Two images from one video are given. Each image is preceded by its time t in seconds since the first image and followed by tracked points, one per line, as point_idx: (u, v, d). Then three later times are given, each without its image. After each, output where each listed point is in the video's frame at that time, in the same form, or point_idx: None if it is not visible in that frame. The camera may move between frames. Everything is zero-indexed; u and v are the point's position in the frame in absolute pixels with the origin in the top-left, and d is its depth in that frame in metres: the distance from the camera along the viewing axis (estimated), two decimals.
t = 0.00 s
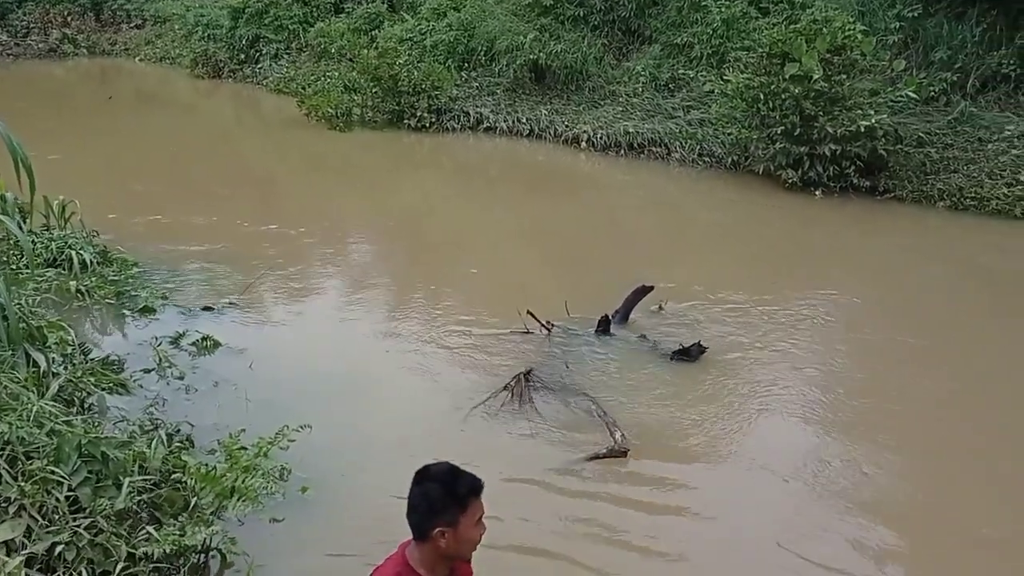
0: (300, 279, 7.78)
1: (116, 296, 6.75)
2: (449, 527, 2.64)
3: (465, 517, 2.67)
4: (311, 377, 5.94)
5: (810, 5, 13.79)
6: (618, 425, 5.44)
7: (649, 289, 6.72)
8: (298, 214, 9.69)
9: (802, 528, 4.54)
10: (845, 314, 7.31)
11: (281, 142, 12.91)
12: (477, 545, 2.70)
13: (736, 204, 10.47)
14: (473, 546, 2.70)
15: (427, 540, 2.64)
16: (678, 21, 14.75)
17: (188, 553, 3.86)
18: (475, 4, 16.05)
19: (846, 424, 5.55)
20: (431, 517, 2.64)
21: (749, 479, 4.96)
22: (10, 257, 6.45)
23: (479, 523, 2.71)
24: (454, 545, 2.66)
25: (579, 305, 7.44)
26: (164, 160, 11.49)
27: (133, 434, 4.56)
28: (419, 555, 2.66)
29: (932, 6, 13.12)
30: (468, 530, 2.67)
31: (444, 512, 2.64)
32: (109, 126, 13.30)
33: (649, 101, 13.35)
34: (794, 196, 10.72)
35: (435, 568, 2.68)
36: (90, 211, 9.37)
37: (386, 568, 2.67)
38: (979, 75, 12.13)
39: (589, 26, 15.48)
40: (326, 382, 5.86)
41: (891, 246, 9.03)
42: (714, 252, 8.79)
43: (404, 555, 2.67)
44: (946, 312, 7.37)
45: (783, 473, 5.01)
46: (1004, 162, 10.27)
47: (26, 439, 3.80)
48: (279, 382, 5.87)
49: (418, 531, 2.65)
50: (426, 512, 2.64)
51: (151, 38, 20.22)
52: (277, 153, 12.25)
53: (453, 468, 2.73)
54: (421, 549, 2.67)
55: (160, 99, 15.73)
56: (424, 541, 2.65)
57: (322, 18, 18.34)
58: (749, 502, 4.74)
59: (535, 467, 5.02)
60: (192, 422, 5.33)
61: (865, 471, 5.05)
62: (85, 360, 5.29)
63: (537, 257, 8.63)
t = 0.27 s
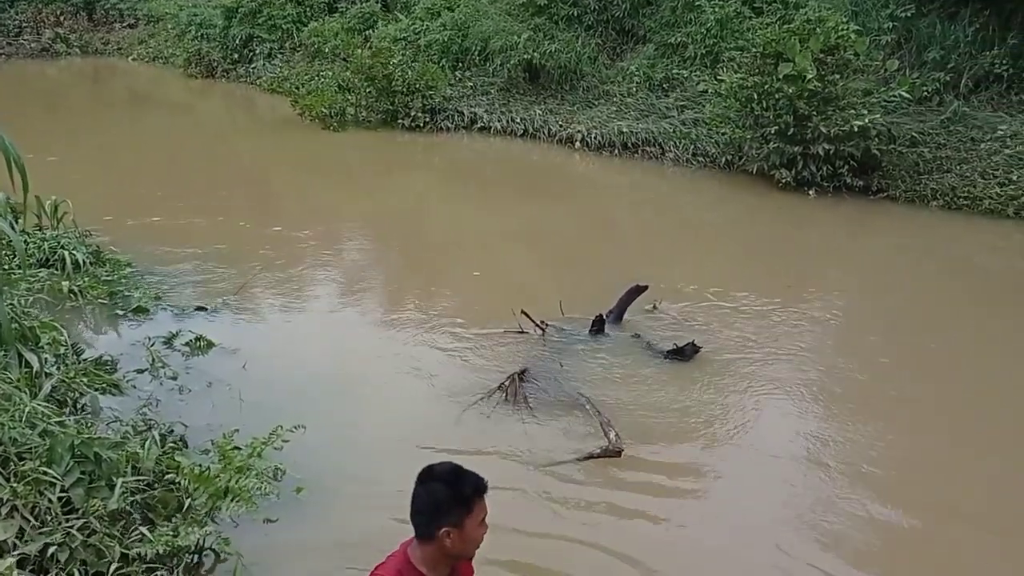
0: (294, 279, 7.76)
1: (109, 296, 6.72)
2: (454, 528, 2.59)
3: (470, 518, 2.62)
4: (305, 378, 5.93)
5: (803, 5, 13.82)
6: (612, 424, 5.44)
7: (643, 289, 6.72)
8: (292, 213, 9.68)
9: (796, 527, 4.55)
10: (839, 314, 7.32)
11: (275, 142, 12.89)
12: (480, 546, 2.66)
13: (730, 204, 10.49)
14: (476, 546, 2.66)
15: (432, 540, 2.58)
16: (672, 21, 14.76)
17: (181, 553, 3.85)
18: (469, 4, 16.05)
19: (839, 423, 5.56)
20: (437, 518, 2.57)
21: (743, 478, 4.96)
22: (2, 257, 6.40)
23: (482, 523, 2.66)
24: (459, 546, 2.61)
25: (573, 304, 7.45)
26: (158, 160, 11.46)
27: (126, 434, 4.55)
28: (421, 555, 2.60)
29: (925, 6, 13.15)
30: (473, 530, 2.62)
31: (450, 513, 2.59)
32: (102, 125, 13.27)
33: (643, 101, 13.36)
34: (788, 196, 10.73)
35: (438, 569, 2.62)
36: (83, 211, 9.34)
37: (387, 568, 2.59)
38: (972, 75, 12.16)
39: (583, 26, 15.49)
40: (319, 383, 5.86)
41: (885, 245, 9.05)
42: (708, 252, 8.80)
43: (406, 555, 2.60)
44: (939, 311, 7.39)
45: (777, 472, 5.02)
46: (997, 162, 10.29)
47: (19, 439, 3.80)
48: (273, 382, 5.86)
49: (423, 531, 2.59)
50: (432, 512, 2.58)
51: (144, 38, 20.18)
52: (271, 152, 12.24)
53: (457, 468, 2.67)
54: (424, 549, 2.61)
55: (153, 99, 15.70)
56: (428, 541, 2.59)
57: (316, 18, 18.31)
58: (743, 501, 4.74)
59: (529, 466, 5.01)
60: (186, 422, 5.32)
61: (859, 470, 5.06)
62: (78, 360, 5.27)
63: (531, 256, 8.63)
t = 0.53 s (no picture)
0: (287, 279, 7.75)
1: (100, 296, 6.69)
2: (452, 526, 2.59)
3: (469, 516, 2.62)
4: (297, 377, 5.92)
5: (795, 4, 13.84)
6: (605, 423, 5.45)
7: (635, 288, 6.73)
8: (284, 213, 9.66)
9: (788, 525, 4.56)
10: (831, 312, 7.35)
11: (267, 141, 12.86)
12: (479, 545, 2.65)
13: (722, 202, 10.51)
14: (475, 545, 2.65)
15: (431, 537, 2.58)
16: (664, 20, 14.78)
17: (173, 553, 3.83)
18: (461, 3, 16.05)
19: (832, 421, 5.57)
20: (436, 516, 2.58)
21: (735, 476, 4.97)
22: None
23: (481, 523, 2.66)
24: (458, 545, 2.61)
25: (566, 303, 7.46)
26: (150, 160, 11.43)
27: (118, 435, 4.53)
28: (419, 553, 2.60)
29: (916, 6, 13.20)
30: (472, 528, 2.62)
31: (450, 511, 2.59)
32: (94, 125, 13.22)
33: (635, 100, 13.38)
34: (780, 194, 10.76)
35: (437, 568, 2.61)
36: (74, 211, 9.31)
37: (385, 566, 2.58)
38: (963, 74, 12.20)
39: (575, 25, 15.50)
40: (311, 382, 5.85)
41: (877, 243, 9.07)
42: (700, 251, 8.82)
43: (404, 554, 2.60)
44: (930, 309, 7.42)
45: (769, 470, 5.03)
46: (987, 160, 10.33)
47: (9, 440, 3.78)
48: (265, 382, 5.85)
49: (422, 529, 2.59)
50: (431, 510, 2.59)
51: (135, 37, 20.11)
52: (263, 152, 12.21)
53: (457, 467, 2.68)
54: (422, 548, 2.60)
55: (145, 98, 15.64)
56: (427, 539, 2.59)
57: (308, 17, 18.27)
58: (736, 500, 4.76)
59: (522, 465, 5.02)
60: (178, 422, 5.30)
61: (852, 468, 5.08)
62: (69, 361, 5.25)
63: (523, 255, 8.63)
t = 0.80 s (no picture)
0: (277, 276, 7.73)
1: (88, 295, 6.65)
2: (444, 519, 2.54)
3: (461, 511, 2.58)
4: (287, 375, 5.90)
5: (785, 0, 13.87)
6: (597, 419, 5.46)
7: (627, 283, 6.74)
8: (274, 210, 9.63)
9: (779, 520, 4.58)
10: (822, 308, 7.37)
11: (257, 138, 12.82)
12: (474, 540, 2.59)
13: (713, 199, 10.52)
14: (469, 542, 2.59)
15: (421, 530, 2.54)
16: (654, 17, 14.80)
17: (164, 552, 3.82)
18: None
19: (822, 417, 5.60)
20: (427, 508, 2.55)
21: (726, 472, 4.98)
22: None
23: (475, 518, 2.61)
24: (448, 538, 2.56)
25: (557, 300, 7.46)
26: (138, 157, 11.37)
27: (108, 433, 4.51)
28: (412, 546, 2.57)
29: (904, 2, 13.25)
30: (464, 523, 2.57)
31: (440, 503, 2.55)
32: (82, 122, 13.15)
33: (625, 96, 13.38)
34: (770, 190, 10.78)
35: (429, 562, 2.57)
36: (63, 209, 9.25)
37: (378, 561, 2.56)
38: (952, 70, 12.24)
39: (565, 21, 15.49)
40: (302, 380, 5.83)
41: (866, 239, 9.10)
42: (690, 247, 8.83)
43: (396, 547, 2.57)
44: (918, 305, 7.45)
45: (760, 466, 5.04)
46: (976, 156, 10.37)
47: None
48: (256, 379, 5.84)
49: (414, 521, 2.56)
50: (422, 502, 2.56)
51: (123, 34, 20.01)
52: (253, 149, 12.17)
53: (451, 462, 2.64)
54: (414, 541, 2.57)
55: (133, 95, 15.57)
56: (419, 532, 2.56)
57: (297, 13, 18.20)
58: (726, 495, 4.78)
59: (514, 462, 5.02)
60: (168, 421, 5.28)
61: (841, 463, 5.10)
62: (58, 360, 5.22)
63: (514, 252, 8.62)
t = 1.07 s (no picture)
0: (267, 271, 7.71)
1: (77, 290, 6.64)
2: (429, 509, 2.51)
3: (447, 501, 2.53)
4: (278, 370, 5.89)
5: None
6: (587, 412, 5.47)
7: (617, 276, 6.74)
8: (264, 205, 9.60)
9: (769, 512, 4.59)
10: (811, 300, 7.39)
11: (246, 132, 12.77)
12: (461, 531, 2.54)
13: (703, 191, 10.53)
14: (457, 533, 2.55)
15: (408, 520, 2.51)
16: (644, 9, 14.80)
17: (155, 547, 3.81)
18: None
19: (812, 409, 5.61)
20: (413, 497, 2.52)
21: (717, 464, 5.00)
22: None
23: (463, 509, 2.56)
24: (435, 528, 2.52)
25: (548, 293, 7.46)
26: (126, 152, 11.31)
27: (98, 429, 4.49)
28: (401, 537, 2.54)
29: None
30: (451, 514, 2.53)
31: (425, 492, 2.52)
32: (69, 117, 13.07)
33: (615, 89, 13.38)
34: (760, 183, 10.79)
35: (418, 553, 2.53)
36: (50, 204, 9.21)
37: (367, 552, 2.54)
38: (940, 61, 12.28)
39: (555, 14, 15.47)
40: (293, 375, 5.82)
41: (856, 231, 9.13)
42: (680, 240, 8.84)
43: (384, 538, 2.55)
44: (907, 297, 7.47)
45: (750, 458, 5.06)
46: (964, 147, 10.40)
47: None
48: (246, 374, 5.82)
49: (401, 512, 2.54)
50: (409, 491, 2.53)
51: (111, 27, 19.89)
52: (242, 144, 12.12)
53: (439, 452, 2.61)
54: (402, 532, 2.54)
55: (121, 89, 15.48)
56: (406, 522, 2.52)
57: (285, 7, 18.13)
58: (717, 487, 4.79)
59: (505, 455, 5.02)
60: (158, 416, 5.26)
61: (831, 455, 5.11)
62: (47, 355, 5.20)
63: (505, 246, 8.62)
